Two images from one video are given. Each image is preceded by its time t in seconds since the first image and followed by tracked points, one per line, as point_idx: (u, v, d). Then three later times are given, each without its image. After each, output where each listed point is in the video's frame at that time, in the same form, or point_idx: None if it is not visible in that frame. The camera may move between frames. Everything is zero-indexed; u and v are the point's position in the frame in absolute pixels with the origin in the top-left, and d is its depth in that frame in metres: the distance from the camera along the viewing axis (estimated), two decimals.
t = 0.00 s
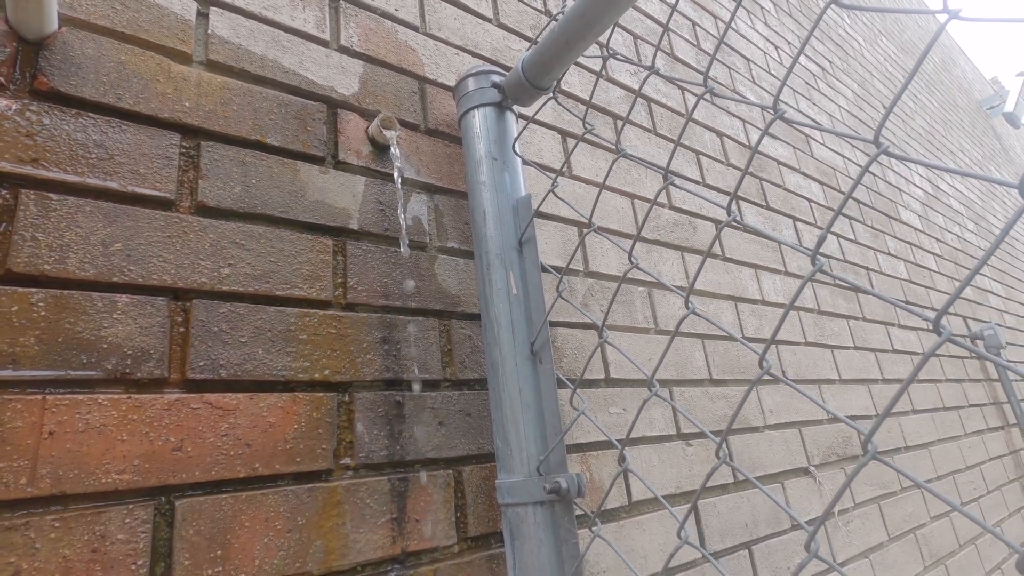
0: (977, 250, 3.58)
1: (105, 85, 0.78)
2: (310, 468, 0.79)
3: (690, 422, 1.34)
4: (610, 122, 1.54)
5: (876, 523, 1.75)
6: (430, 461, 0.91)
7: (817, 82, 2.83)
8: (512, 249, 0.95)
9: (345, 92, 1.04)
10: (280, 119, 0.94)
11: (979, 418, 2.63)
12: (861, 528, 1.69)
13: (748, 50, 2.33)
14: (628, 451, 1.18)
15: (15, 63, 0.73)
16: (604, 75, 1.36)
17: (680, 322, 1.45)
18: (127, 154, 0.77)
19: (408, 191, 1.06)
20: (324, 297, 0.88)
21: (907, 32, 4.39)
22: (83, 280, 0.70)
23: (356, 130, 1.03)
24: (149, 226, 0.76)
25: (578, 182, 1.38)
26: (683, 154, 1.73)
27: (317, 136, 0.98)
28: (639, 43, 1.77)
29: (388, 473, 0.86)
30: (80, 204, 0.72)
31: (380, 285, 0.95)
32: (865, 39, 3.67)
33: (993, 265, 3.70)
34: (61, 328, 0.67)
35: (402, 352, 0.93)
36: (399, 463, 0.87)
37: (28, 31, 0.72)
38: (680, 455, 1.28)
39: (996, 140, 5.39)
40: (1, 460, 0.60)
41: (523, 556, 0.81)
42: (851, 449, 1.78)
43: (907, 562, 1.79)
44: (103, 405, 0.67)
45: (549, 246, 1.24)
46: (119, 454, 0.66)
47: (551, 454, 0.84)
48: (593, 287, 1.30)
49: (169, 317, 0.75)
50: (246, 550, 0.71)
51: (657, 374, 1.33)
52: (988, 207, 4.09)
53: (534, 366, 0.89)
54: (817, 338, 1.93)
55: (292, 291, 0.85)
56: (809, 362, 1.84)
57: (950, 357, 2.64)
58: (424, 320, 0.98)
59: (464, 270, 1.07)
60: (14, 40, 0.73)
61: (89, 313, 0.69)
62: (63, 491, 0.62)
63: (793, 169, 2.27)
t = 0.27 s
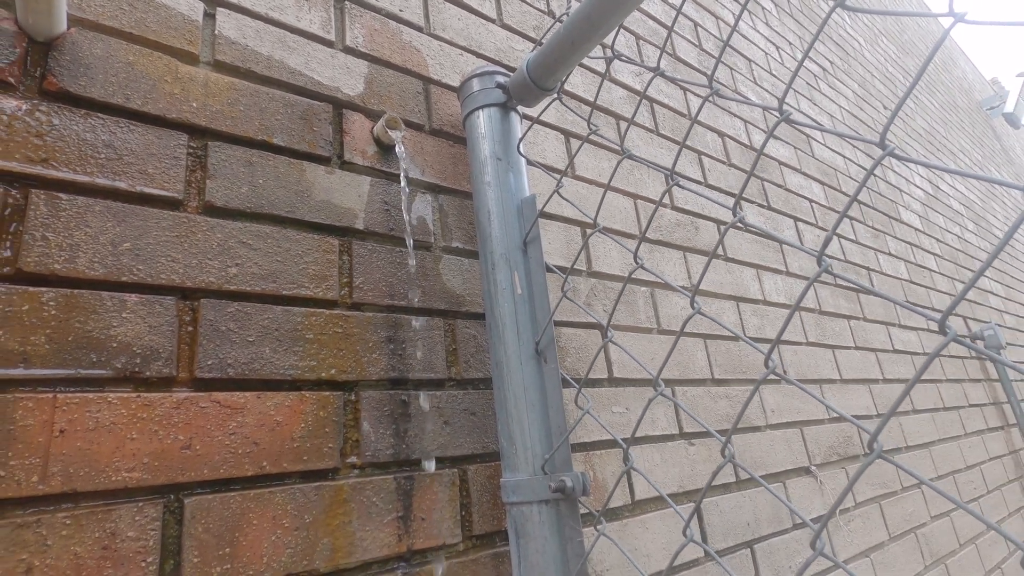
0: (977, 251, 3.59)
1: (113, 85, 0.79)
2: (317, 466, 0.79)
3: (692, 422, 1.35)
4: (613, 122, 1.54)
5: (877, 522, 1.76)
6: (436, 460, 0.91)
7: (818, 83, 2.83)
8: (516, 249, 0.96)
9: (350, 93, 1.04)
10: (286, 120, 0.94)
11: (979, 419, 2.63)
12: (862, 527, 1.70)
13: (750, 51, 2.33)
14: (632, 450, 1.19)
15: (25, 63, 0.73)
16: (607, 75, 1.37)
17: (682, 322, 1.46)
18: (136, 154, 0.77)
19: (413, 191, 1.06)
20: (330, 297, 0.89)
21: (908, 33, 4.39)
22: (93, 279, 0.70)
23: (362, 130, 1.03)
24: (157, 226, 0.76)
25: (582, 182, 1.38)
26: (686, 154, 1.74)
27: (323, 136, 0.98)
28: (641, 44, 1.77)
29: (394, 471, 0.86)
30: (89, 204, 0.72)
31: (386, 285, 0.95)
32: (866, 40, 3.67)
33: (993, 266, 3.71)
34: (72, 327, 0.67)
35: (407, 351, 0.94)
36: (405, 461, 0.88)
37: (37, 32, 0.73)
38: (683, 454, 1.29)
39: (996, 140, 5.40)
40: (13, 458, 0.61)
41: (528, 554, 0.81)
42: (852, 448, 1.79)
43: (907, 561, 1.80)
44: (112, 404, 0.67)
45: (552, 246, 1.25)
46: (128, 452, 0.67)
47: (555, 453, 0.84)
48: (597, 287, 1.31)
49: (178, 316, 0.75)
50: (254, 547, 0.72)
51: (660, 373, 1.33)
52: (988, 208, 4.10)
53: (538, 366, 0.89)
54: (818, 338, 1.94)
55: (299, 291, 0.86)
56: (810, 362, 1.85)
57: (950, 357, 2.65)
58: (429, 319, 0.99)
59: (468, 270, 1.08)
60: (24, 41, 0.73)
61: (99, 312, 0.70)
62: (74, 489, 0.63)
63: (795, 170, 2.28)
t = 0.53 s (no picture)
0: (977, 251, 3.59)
1: (117, 83, 0.79)
2: (318, 462, 0.80)
3: (692, 420, 1.35)
4: (613, 121, 1.55)
5: (876, 521, 1.76)
6: (437, 457, 0.92)
7: (818, 83, 2.84)
8: (517, 247, 0.96)
9: (351, 91, 1.05)
10: (288, 118, 0.95)
11: (978, 418, 2.64)
12: (861, 526, 1.70)
13: (750, 51, 2.34)
14: (632, 448, 1.19)
15: (29, 61, 0.73)
16: (608, 74, 1.37)
17: (682, 320, 1.46)
18: (139, 152, 0.78)
19: (414, 189, 1.07)
20: (332, 294, 0.89)
21: (907, 33, 4.40)
22: (96, 276, 0.71)
23: (363, 129, 1.04)
24: (160, 223, 0.77)
25: (582, 181, 1.39)
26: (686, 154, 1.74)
27: (325, 134, 0.98)
28: (641, 43, 1.78)
29: (395, 468, 0.87)
30: (93, 201, 0.73)
31: (387, 282, 0.96)
32: (866, 40, 3.68)
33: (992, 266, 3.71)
34: (76, 323, 0.68)
35: (408, 348, 0.94)
36: (406, 458, 0.88)
37: (41, 30, 0.73)
38: (682, 452, 1.29)
39: (995, 140, 5.41)
40: (18, 453, 0.61)
41: (529, 550, 0.82)
42: (852, 447, 1.79)
43: (906, 560, 1.80)
44: (116, 399, 0.68)
45: (553, 245, 1.25)
46: (132, 448, 0.67)
47: (556, 450, 0.85)
48: (597, 285, 1.31)
49: (181, 313, 0.75)
50: (257, 542, 0.72)
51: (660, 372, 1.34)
52: (987, 208, 4.10)
53: (539, 363, 0.90)
54: (818, 338, 1.94)
55: (301, 288, 0.86)
56: (809, 361, 1.85)
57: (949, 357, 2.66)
58: (430, 317, 0.99)
59: (469, 268, 1.08)
60: (28, 39, 0.74)
61: (103, 308, 0.70)
62: (78, 483, 0.63)
63: (795, 169, 2.28)
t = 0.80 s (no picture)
0: (978, 251, 3.59)
1: (119, 83, 0.79)
2: (320, 463, 0.80)
3: (694, 421, 1.35)
4: (615, 122, 1.55)
5: (878, 522, 1.76)
6: (439, 458, 0.92)
7: (819, 83, 2.84)
8: (519, 247, 0.96)
9: (354, 92, 1.05)
10: (290, 118, 0.94)
11: (979, 419, 2.64)
12: (863, 527, 1.70)
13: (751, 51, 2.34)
14: (633, 449, 1.19)
15: (31, 61, 0.73)
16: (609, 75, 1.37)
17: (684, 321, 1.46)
18: (141, 152, 0.78)
19: (416, 190, 1.06)
20: (334, 295, 0.89)
21: (908, 33, 4.40)
22: (99, 277, 0.71)
23: (365, 129, 1.04)
24: (163, 224, 0.77)
25: (584, 182, 1.39)
26: (687, 154, 1.74)
27: (327, 135, 0.98)
28: (643, 43, 1.78)
29: (397, 468, 0.87)
30: (95, 202, 0.73)
31: (389, 283, 0.96)
32: (867, 40, 3.68)
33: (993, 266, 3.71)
34: (78, 323, 0.68)
35: (410, 349, 0.94)
36: (408, 459, 0.88)
37: (44, 30, 0.73)
38: (684, 453, 1.29)
39: (996, 141, 5.41)
40: (20, 454, 0.61)
41: (531, 551, 0.82)
42: (853, 448, 1.79)
43: (908, 560, 1.80)
44: (118, 400, 0.68)
45: (554, 245, 1.25)
46: (134, 449, 0.67)
47: (558, 451, 0.85)
48: (599, 286, 1.31)
49: (183, 314, 0.75)
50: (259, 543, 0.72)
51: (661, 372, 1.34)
52: (988, 208, 4.10)
53: (541, 364, 0.90)
54: (819, 338, 1.94)
55: (303, 289, 0.86)
56: (811, 362, 1.85)
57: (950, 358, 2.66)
58: (432, 318, 0.99)
59: (471, 268, 1.08)
60: (31, 39, 0.74)
61: (105, 309, 0.70)
62: (80, 484, 0.63)
63: (796, 170, 2.28)
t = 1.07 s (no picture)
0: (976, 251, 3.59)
1: (114, 80, 0.79)
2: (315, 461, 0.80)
3: (691, 419, 1.35)
4: (613, 120, 1.55)
5: (875, 521, 1.76)
6: (434, 455, 0.92)
7: (818, 83, 2.84)
8: (515, 245, 0.96)
9: (350, 89, 1.04)
10: (286, 116, 0.94)
11: (977, 418, 2.64)
12: (860, 526, 1.70)
13: (750, 50, 2.34)
14: (630, 447, 1.19)
15: (26, 57, 0.73)
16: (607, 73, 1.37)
17: (681, 320, 1.46)
18: (136, 149, 0.78)
19: (413, 187, 1.06)
20: (329, 293, 0.89)
21: (907, 33, 4.40)
22: (93, 274, 0.70)
23: (362, 127, 1.04)
24: (158, 221, 0.77)
25: (581, 180, 1.39)
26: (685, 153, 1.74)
27: (323, 132, 0.98)
28: (641, 42, 1.78)
29: (393, 466, 0.87)
30: (89, 199, 0.73)
31: (385, 281, 0.96)
32: (866, 40, 3.68)
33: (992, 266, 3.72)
34: (72, 320, 0.67)
35: (406, 347, 0.94)
36: (404, 457, 0.88)
37: (38, 26, 0.73)
38: (681, 452, 1.29)
39: (995, 141, 5.41)
40: (13, 450, 0.61)
41: (526, 549, 0.82)
42: (850, 447, 1.79)
43: (905, 560, 1.80)
44: (112, 397, 0.68)
45: (551, 244, 1.25)
46: (128, 446, 0.67)
47: (554, 449, 0.85)
48: (596, 284, 1.31)
49: (177, 311, 0.75)
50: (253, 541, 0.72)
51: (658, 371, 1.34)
52: (987, 208, 4.10)
53: (537, 362, 0.90)
54: (817, 337, 1.94)
55: (298, 286, 0.86)
56: (808, 361, 1.85)
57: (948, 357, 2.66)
58: (428, 315, 0.99)
59: (467, 266, 1.08)
60: (25, 35, 0.74)
61: (99, 306, 0.70)
62: (74, 481, 0.63)
63: (794, 169, 2.28)
